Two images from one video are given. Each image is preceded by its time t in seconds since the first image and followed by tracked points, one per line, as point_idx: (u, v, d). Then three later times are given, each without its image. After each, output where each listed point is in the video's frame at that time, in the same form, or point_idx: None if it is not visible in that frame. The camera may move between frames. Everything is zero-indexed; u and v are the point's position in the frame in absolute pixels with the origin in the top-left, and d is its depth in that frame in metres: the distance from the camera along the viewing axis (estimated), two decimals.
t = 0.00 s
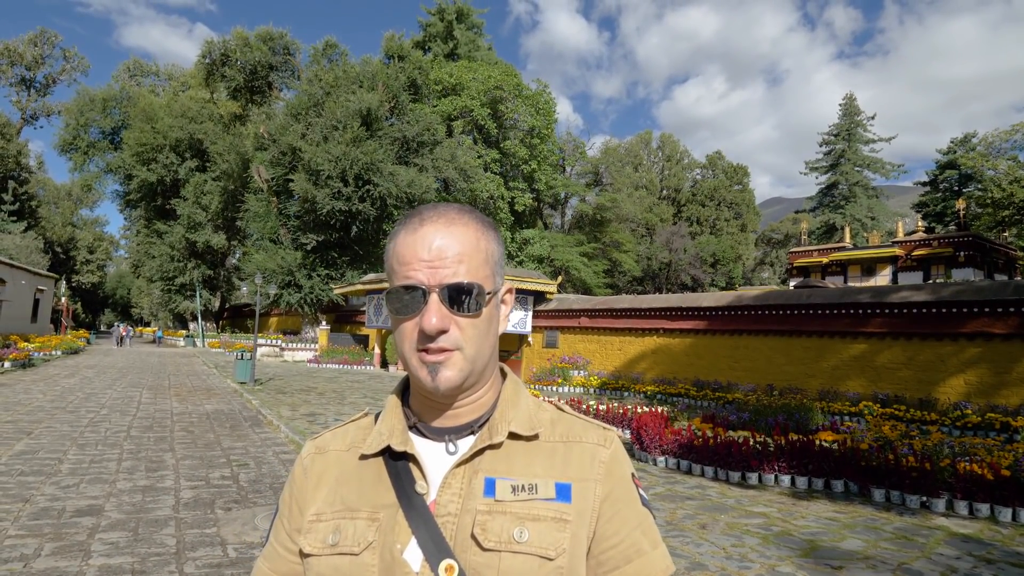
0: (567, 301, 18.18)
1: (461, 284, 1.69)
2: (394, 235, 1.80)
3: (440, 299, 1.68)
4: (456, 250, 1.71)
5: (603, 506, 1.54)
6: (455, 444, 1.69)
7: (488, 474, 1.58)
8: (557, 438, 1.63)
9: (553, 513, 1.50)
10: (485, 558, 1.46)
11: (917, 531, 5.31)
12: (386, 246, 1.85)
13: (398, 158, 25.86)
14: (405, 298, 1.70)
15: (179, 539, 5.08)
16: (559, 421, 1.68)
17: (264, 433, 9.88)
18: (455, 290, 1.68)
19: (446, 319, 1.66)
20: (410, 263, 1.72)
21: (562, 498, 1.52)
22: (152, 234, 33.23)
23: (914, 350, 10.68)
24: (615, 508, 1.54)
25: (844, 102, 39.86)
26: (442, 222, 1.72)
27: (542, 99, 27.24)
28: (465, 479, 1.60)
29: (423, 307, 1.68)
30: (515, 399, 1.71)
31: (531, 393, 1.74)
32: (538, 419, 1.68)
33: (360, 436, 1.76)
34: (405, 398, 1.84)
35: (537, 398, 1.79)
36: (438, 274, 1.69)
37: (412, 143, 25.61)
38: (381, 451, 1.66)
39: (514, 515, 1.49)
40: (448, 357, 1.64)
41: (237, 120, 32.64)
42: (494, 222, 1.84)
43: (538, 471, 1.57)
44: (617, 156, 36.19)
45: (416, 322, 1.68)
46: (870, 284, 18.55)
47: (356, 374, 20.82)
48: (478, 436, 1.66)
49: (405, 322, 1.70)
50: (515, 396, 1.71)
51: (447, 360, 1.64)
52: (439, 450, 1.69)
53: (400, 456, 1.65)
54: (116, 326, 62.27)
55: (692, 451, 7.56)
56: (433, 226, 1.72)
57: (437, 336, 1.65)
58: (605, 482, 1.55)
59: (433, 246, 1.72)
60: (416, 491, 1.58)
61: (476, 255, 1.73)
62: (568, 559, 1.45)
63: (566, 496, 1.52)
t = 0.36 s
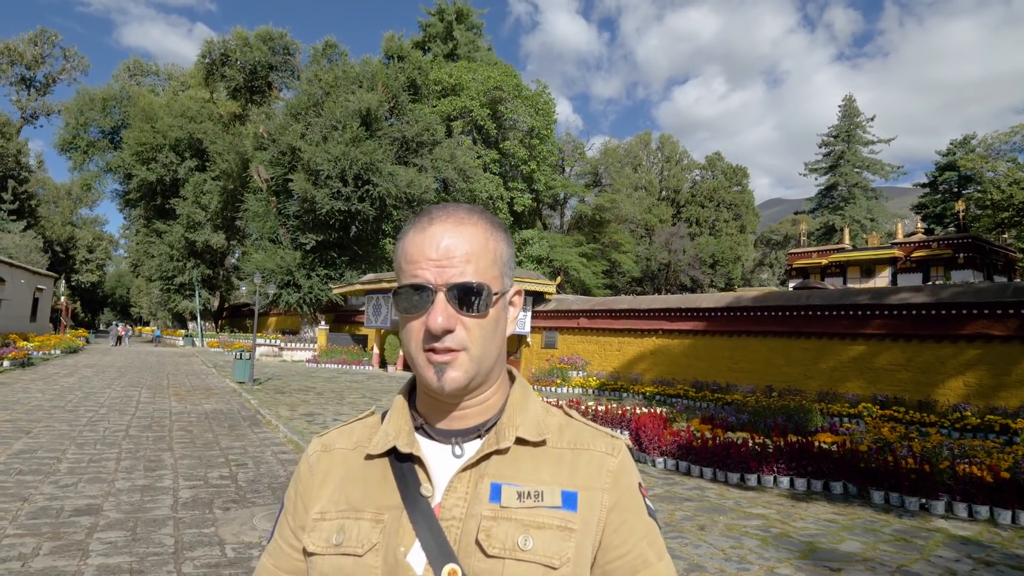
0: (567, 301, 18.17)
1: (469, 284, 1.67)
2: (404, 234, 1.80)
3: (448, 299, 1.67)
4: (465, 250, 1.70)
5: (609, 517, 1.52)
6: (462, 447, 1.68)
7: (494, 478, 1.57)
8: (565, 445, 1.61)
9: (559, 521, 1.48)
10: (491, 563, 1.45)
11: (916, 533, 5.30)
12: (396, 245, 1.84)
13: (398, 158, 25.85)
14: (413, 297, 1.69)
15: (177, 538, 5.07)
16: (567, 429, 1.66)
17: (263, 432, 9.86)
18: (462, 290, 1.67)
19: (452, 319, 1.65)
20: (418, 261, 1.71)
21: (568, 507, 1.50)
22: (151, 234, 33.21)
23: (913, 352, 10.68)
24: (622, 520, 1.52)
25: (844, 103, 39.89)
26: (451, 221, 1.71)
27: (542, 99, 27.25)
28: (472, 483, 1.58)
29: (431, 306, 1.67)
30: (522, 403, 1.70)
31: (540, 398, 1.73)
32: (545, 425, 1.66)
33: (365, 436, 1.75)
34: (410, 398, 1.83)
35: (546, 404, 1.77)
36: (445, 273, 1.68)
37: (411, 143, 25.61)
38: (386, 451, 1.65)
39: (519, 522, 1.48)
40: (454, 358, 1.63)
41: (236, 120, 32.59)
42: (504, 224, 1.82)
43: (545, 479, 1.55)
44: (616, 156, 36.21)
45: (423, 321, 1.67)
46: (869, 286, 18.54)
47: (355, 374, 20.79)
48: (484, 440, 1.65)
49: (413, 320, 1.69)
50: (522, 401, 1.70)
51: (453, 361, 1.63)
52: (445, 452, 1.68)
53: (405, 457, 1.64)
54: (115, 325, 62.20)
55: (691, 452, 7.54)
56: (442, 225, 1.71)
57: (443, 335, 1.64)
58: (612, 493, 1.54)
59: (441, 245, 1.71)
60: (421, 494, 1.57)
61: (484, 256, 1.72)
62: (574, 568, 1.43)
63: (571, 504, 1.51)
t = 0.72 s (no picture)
0: (567, 302, 18.18)
1: (490, 287, 1.69)
2: (429, 231, 1.80)
3: (470, 302, 1.69)
4: (489, 253, 1.71)
5: (620, 534, 1.54)
6: (471, 455, 1.71)
7: (504, 490, 1.59)
8: (574, 460, 1.63)
9: (566, 537, 1.50)
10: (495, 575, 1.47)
11: (914, 534, 5.31)
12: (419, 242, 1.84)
13: (398, 159, 25.88)
14: (437, 298, 1.71)
15: (175, 540, 5.08)
16: (579, 442, 1.68)
17: (261, 434, 9.86)
18: (484, 294, 1.69)
19: (472, 322, 1.67)
20: (442, 261, 1.72)
21: (576, 524, 1.52)
22: (151, 234, 33.24)
23: (912, 353, 10.70)
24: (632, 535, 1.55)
25: (844, 105, 39.93)
26: (476, 224, 1.73)
27: (542, 100, 27.26)
28: (481, 493, 1.60)
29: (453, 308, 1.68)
30: (536, 412, 1.72)
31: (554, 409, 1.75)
32: (556, 439, 1.67)
33: (373, 436, 1.77)
34: (419, 398, 1.85)
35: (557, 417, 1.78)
36: (468, 275, 1.69)
37: (411, 144, 25.65)
38: (393, 453, 1.68)
39: (526, 536, 1.50)
40: (470, 363, 1.65)
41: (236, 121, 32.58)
42: (527, 231, 1.84)
43: (556, 493, 1.56)
44: (616, 157, 36.22)
45: (445, 323, 1.68)
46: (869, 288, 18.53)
47: (354, 375, 20.81)
48: (497, 451, 1.66)
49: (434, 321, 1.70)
50: (535, 412, 1.71)
51: (468, 366, 1.65)
52: (455, 459, 1.71)
53: (411, 460, 1.66)
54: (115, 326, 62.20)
55: (690, 453, 7.56)
56: (468, 228, 1.73)
57: (461, 338, 1.66)
58: (624, 506, 1.57)
59: (466, 247, 1.72)
60: (427, 501, 1.59)
61: (507, 260, 1.74)
62: None
63: (580, 522, 1.52)
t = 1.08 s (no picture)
0: (557, 310, 18.16)
1: (500, 306, 1.68)
2: (420, 242, 1.65)
3: (486, 319, 1.64)
4: (493, 272, 1.68)
5: (571, 502, 1.81)
6: (453, 457, 1.68)
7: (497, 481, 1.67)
8: (527, 444, 1.82)
9: (549, 508, 1.68)
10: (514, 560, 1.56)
11: (906, 538, 5.32)
12: (402, 252, 1.66)
13: (386, 170, 25.86)
14: (452, 317, 1.59)
15: (164, 557, 4.99)
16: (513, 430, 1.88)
17: (252, 448, 9.75)
18: (497, 312, 1.67)
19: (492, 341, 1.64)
20: (453, 278, 1.61)
21: (549, 495, 1.73)
22: (138, 248, 32.97)
23: (901, 356, 10.78)
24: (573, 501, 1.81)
25: (828, 112, 40.45)
26: (481, 243, 1.68)
27: (530, 110, 27.40)
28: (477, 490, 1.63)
29: (470, 325, 1.60)
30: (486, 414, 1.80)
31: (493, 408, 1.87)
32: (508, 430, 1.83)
33: (345, 451, 1.53)
34: (379, 406, 1.69)
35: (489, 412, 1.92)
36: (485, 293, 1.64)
37: (400, 154, 25.66)
38: (386, 466, 1.52)
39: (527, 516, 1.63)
40: (484, 379, 1.63)
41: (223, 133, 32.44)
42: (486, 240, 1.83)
43: (527, 474, 1.73)
44: (604, 166, 36.42)
45: (462, 340, 1.60)
46: (857, 292, 18.69)
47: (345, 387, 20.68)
48: (477, 448, 1.70)
49: (447, 339, 1.59)
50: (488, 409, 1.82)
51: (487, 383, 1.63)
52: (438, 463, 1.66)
53: (408, 468, 1.56)
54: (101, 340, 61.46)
55: (683, 460, 7.55)
56: (475, 244, 1.66)
57: (481, 357, 1.62)
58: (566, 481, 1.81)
59: (475, 263, 1.65)
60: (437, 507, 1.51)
61: (501, 278, 1.73)
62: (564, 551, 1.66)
63: (551, 493, 1.73)
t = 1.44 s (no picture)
0: (552, 312, 18.18)
1: (468, 300, 1.69)
2: (386, 240, 1.70)
3: (451, 313, 1.66)
4: (461, 267, 1.71)
5: (557, 498, 1.85)
6: (441, 459, 1.71)
7: (486, 480, 1.70)
8: (512, 444, 1.84)
9: (537, 507, 1.71)
10: (504, 559, 1.59)
11: (899, 537, 5.36)
12: (370, 251, 1.71)
13: (381, 171, 25.86)
14: (414, 313, 1.62)
15: (156, 561, 4.98)
16: (502, 429, 1.90)
17: (246, 450, 9.73)
18: (465, 306, 1.69)
19: (457, 335, 1.66)
20: (417, 273, 1.65)
21: (537, 493, 1.75)
22: (131, 250, 32.84)
23: (893, 357, 10.86)
24: (560, 499, 1.85)
25: (822, 113, 40.68)
26: (448, 237, 1.71)
27: (525, 111, 27.46)
28: (466, 490, 1.66)
29: (432, 320, 1.63)
30: (470, 414, 1.84)
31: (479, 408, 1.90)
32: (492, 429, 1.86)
33: (338, 452, 1.54)
34: (364, 406, 1.71)
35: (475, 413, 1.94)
36: (447, 288, 1.66)
37: (395, 155, 25.66)
38: (379, 468, 1.53)
39: (516, 515, 1.66)
40: (453, 374, 1.64)
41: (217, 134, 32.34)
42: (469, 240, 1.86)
43: (515, 473, 1.76)
44: (599, 167, 36.51)
45: (425, 336, 1.62)
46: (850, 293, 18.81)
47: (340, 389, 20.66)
48: (465, 448, 1.73)
49: (410, 334, 1.62)
50: (471, 409, 1.86)
51: (453, 378, 1.64)
52: (427, 464, 1.68)
53: (400, 470, 1.58)
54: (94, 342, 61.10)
55: (677, 460, 7.59)
56: (439, 239, 1.69)
57: (447, 351, 1.64)
58: (551, 478, 1.85)
59: (441, 259, 1.68)
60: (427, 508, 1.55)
61: (474, 273, 1.76)
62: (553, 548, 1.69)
63: (539, 492, 1.76)
